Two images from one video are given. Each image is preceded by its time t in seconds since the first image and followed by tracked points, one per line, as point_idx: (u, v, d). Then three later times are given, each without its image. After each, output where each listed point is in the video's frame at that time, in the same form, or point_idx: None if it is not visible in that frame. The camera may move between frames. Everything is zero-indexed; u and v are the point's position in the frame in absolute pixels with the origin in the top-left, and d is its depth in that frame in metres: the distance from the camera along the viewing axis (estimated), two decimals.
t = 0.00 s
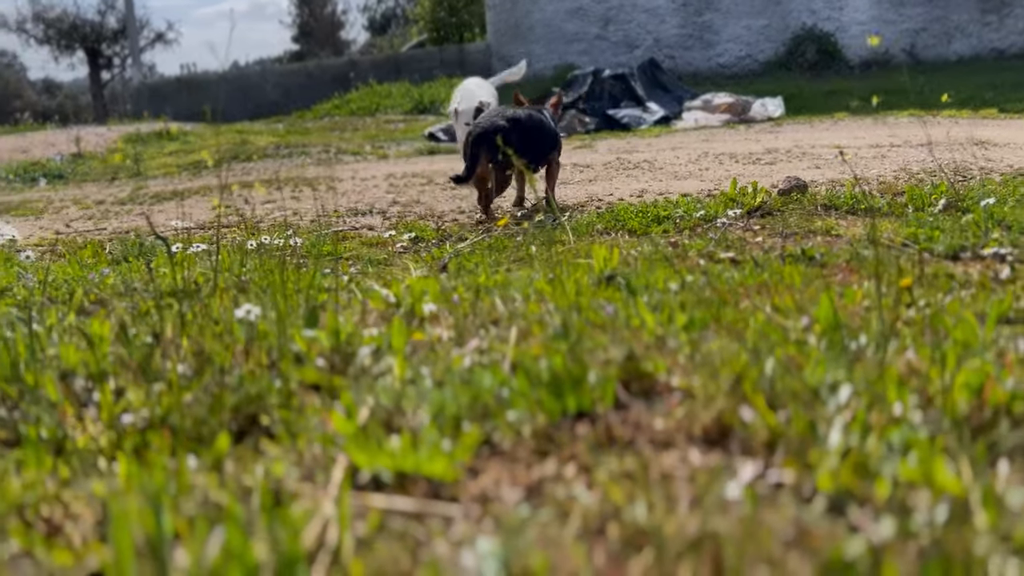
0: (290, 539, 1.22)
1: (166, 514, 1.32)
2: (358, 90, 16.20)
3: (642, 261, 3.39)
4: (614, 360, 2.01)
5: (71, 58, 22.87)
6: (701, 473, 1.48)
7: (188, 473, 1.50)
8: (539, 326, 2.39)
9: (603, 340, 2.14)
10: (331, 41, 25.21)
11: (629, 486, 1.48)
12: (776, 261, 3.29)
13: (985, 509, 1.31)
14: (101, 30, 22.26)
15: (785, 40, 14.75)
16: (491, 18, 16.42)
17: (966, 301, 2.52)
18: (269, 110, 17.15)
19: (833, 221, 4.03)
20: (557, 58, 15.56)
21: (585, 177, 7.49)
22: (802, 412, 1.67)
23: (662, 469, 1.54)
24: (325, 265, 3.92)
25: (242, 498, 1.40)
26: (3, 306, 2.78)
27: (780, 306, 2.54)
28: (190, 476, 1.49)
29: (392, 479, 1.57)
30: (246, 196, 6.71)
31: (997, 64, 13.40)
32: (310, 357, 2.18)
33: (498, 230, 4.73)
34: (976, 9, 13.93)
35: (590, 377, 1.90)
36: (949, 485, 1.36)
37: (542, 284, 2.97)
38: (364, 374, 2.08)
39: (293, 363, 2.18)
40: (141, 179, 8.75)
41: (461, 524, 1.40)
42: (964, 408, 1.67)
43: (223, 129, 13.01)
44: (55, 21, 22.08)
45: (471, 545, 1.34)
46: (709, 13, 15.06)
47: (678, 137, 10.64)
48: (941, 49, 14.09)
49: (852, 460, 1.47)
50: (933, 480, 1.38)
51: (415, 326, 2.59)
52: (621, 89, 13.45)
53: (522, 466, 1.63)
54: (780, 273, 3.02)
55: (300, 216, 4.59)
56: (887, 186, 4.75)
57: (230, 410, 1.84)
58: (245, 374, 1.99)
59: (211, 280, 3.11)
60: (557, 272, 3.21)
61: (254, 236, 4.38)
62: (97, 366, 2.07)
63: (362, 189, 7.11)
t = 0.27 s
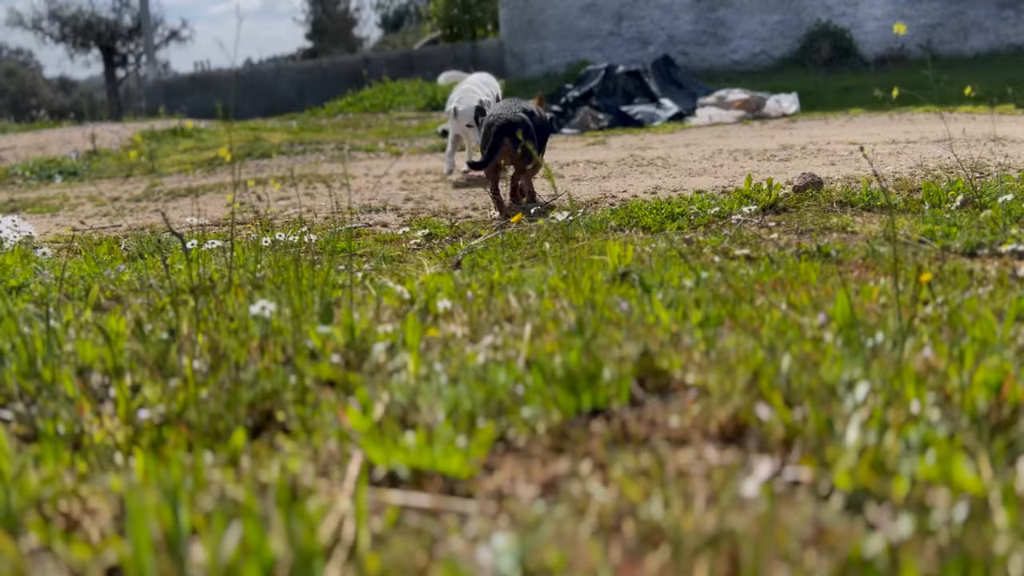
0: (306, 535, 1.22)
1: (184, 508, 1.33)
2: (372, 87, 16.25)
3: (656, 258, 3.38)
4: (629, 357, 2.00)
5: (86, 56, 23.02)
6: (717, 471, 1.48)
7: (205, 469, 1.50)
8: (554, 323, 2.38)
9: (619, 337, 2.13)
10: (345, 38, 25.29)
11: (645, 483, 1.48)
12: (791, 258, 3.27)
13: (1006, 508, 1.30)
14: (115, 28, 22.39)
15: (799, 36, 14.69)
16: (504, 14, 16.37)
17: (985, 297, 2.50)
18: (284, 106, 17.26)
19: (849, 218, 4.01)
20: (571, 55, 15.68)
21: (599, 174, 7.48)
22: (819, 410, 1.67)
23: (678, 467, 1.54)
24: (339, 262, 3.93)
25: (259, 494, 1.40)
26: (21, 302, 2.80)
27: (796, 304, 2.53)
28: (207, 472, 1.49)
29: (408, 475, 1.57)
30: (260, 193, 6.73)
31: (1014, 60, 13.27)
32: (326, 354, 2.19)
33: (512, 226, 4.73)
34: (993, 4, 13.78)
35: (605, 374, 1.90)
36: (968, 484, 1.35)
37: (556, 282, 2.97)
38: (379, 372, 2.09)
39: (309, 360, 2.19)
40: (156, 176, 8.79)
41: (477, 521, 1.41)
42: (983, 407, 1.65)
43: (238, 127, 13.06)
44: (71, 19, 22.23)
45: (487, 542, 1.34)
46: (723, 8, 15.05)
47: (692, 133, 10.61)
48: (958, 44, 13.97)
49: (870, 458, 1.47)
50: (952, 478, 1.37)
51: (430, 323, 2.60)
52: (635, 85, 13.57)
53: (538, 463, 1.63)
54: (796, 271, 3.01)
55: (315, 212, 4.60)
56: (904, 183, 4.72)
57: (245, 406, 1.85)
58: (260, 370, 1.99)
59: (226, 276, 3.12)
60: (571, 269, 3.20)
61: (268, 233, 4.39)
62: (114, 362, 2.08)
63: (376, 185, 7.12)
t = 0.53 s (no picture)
0: (321, 530, 1.23)
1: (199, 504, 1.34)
2: (384, 85, 16.27)
3: (669, 255, 3.37)
4: (643, 354, 2.00)
5: (101, 54, 23.15)
6: (731, 468, 1.48)
7: (220, 466, 1.51)
8: (568, 320, 2.38)
9: (633, 334, 2.13)
10: (357, 36, 25.37)
11: (659, 480, 1.47)
12: (806, 255, 3.26)
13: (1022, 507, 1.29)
14: (129, 26, 22.48)
15: (813, 32, 14.67)
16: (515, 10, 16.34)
17: (1002, 294, 2.49)
18: (296, 104, 17.35)
19: (864, 215, 3.99)
20: (585, 52, 15.59)
21: (611, 170, 7.47)
22: (834, 408, 1.66)
23: (692, 464, 1.53)
24: (353, 259, 3.94)
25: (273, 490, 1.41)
26: (37, 299, 2.82)
27: (811, 301, 2.52)
28: (222, 468, 1.50)
29: (422, 473, 1.58)
30: (274, 190, 6.75)
31: None
32: (340, 351, 2.20)
33: (525, 223, 4.73)
34: None
35: (619, 372, 1.90)
36: (985, 482, 1.34)
37: (570, 279, 2.97)
38: (392, 369, 2.09)
39: (323, 356, 2.20)
40: (170, 174, 8.83)
41: (491, 518, 1.41)
42: (999, 404, 1.64)
43: (251, 124, 13.10)
44: (85, 18, 22.34)
45: (501, 539, 1.34)
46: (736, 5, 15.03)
47: (705, 131, 10.58)
48: (974, 40, 13.97)
49: (886, 455, 1.46)
50: (969, 477, 1.36)
51: (443, 321, 2.60)
52: (648, 82, 13.66)
53: (552, 460, 1.63)
54: (811, 268, 3.00)
55: (328, 210, 4.62)
56: (919, 180, 4.70)
57: (260, 402, 1.86)
58: (274, 367, 2.00)
59: (240, 273, 3.13)
60: (585, 266, 3.20)
61: (282, 231, 4.41)
62: (129, 358, 2.09)
63: (389, 183, 7.13)
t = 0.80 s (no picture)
0: (339, 529, 1.23)
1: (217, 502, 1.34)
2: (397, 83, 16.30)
3: (684, 253, 3.36)
4: (658, 353, 2.00)
5: (115, 54, 23.27)
6: (748, 468, 1.47)
7: (236, 463, 1.52)
8: (583, 318, 2.38)
9: (648, 333, 2.13)
10: (370, 34, 25.43)
11: (677, 480, 1.47)
12: (821, 254, 3.25)
13: None
14: (144, 26, 22.63)
15: (827, 30, 14.75)
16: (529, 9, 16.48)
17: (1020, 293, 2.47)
18: (309, 103, 17.42)
19: (879, 213, 3.98)
20: (597, 50, 15.67)
21: (625, 169, 7.46)
22: (852, 408, 1.65)
23: (709, 464, 1.53)
24: (366, 258, 3.94)
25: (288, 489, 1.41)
26: (53, 298, 2.84)
27: (826, 300, 2.51)
28: (238, 466, 1.50)
29: (437, 472, 1.58)
30: (288, 189, 6.76)
31: None
32: (354, 350, 2.21)
33: (538, 222, 4.73)
34: None
35: (634, 371, 1.89)
36: (1006, 483, 1.33)
37: (583, 277, 2.96)
38: (407, 368, 2.10)
39: (338, 355, 2.21)
40: (184, 173, 8.87)
41: (508, 517, 1.41)
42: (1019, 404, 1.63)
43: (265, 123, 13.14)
44: (100, 18, 22.50)
45: (517, 539, 1.34)
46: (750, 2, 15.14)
47: (719, 128, 10.55)
48: (990, 36, 13.97)
49: (905, 456, 1.45)
50: (989, 478, 1.35)
51: (458, 319, 2.60)
52: (660, 79, 13.66)
53: (567, 459, 1.63)
54: (827, 267, 2.99)
55: (342, 208, 4.62)
56: (935, 177, 4.68)
57: (276, 401, 1.86)
58: (290, 365, 2.01)
59: (255, 272, 3.14)
60: (598, 265, 3.19)
61: (296, 229, 4.42)
62: (146, 357, 2.10)
63: (402, 182, 7.13)
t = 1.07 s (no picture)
0: (354, 526, 1.24)
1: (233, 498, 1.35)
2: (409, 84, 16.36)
3: (696, 253, 3.35)
4: (671, 352, 2.00)
5: (128, 55, 23.40)
6: (762, 467, 1.47)
7: (251, 460, 1.53)
8: (596, 317, 2.38)
9: (661, 332, 2.12)
10: (382, 34, 25.48)
11: (690, 479, 1.47)
12: (834, 253, 3.24)
13: None
14: (157, 27, 22.78)
15: (840, 28, 15.01)
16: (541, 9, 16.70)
17: None
18: (321, 103, 17.42)
19: (893, 212, 3.96)
20: (608, 49, 15.95)
21: (637, 168, 7.45)
22: (867, 407, 1.65)
23: (723, 463, 1.53)
24: (379, 257, 3.95)
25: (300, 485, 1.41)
26: (68, 296, 2.86)
27: (840, 299, 2.51)
28: (252, 462, 1.51)
29: (449, 470, 1.59)
30: (301, 189, 6.77)
31: None
32: (367, 348, 2.22)
33: (551, 221, 4.73)
34: None
35: (648, 369, 1.89)
36: (1021, 483, 1.32)
37: (596, 277, 2.96)
38: (420, 367, 2.10)
39: (351, 353, 2.22)
40: (198, 173, 8.90)
41: (522, 515, 1.41)
42: None
43: (277, 123, 13.17)
44: (114, 19, 22.67)
45: (531, 536, 1.34)
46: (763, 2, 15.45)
47: (732, 128, 10.52)
48: (1005, 34, 14.16)
49: (920, 455, 1.45)
50: (1005, 477, 1.35)
51: (470, 317, 2.60)
52: (673, 78, 13.61)
53: (581, 457, 1.63)
54: (840, 266, 2.98)
55: (355, 208, 4.64)
56: (950, 176, 4.66)
57: (289, 398, 1.87)
58: (304, 364, 2.02)
59: (268, 271, 3.15)
60: (610, 264, 3.19)
61: (309, 229, 4.43)
62: (160, 356, 2.12)
63: (415, 182, 7.14)
